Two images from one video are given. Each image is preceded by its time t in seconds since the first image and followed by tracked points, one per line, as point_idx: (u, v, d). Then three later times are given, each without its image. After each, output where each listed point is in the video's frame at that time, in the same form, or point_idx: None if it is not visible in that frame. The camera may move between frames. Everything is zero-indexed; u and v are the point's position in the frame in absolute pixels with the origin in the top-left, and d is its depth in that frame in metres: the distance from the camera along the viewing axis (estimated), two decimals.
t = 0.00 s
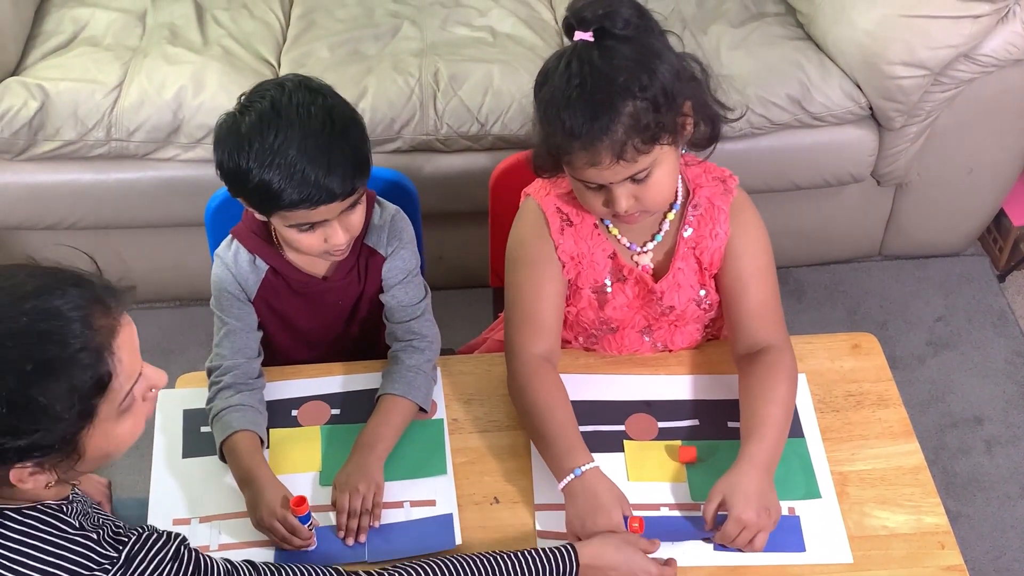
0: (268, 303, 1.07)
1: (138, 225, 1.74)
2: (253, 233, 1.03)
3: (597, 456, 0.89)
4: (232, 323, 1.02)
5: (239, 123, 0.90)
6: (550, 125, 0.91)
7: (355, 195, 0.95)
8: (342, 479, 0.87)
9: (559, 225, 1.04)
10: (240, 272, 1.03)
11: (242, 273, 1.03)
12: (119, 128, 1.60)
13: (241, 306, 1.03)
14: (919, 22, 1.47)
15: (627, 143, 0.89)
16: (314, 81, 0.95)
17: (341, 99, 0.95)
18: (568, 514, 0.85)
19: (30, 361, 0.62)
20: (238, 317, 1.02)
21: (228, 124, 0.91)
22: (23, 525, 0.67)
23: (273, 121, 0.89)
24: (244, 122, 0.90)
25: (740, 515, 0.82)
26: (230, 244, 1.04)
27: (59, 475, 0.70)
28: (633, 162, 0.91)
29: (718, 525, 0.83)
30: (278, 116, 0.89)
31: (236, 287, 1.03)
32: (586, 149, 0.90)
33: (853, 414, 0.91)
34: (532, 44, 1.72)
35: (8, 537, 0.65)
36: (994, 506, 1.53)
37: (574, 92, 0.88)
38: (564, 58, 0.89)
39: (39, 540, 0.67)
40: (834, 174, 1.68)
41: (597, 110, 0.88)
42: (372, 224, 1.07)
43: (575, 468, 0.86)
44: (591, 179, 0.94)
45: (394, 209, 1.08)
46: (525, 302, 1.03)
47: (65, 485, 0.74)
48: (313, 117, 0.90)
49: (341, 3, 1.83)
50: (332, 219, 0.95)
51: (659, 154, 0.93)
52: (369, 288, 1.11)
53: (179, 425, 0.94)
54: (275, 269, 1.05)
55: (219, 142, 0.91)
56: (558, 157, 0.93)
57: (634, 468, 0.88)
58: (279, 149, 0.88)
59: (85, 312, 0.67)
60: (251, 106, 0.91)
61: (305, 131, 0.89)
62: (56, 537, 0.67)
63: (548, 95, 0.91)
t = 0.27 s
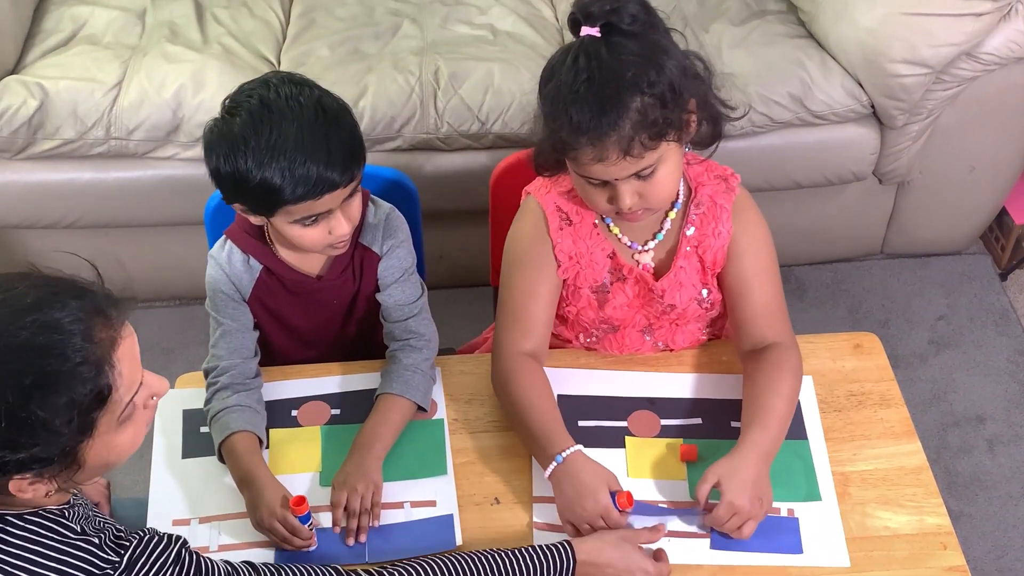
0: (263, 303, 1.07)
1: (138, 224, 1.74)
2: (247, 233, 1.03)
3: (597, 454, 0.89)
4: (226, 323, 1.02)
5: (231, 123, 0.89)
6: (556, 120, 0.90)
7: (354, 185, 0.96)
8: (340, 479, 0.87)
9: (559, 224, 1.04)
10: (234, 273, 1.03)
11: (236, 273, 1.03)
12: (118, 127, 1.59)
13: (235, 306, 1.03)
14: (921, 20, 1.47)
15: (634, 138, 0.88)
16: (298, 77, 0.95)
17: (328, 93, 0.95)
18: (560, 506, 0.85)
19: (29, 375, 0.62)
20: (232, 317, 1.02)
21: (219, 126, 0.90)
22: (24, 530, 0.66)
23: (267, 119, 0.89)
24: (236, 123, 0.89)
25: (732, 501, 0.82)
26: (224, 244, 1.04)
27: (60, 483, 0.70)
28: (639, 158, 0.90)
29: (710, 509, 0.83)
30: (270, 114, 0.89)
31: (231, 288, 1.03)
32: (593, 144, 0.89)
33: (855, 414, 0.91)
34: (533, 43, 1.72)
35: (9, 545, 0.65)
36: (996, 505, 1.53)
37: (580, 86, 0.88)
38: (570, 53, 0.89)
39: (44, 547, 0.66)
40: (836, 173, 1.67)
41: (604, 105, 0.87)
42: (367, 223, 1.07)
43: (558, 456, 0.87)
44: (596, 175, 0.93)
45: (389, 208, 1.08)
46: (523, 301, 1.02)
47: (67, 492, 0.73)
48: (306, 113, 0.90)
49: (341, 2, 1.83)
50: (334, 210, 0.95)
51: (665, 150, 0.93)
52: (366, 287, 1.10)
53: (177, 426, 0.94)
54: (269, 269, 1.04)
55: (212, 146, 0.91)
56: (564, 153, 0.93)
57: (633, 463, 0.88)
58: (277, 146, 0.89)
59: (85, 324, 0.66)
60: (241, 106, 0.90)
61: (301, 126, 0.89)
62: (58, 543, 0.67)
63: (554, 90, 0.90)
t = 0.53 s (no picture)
0: (261, 302, 1.07)
1: (138, 222, 1.73)
2: (244, 232, 1.02)
3: (597, 452, 0.89)
4: (224, 323, 1.02)
5: (232, 123, 0.89)
6: (554, 115, 0.90)
7: (357, 179, 0.96)
8: (338, 478, 0.87)
9: (556, 220, 1.04)
10: (231, 272, 1.02)
11: (233, 273, 1.02)
12: (117, 125, 1.59)
13: (233, 306, 1.03)
14: (922, 17, 1.46)
15: (632, 134, 0.88)
16: (294, 74, 0.95)
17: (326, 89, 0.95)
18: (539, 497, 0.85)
19: (36, 377, 0.62)
20: (230, 317, 1.02)
21: (219, 126, 0.90)
22: (27, 531, 0.66)
23: (270, 118, 0.89)
24: (237, 122, 0.89)
25: (709, 494, 0.83)
26: (221, 243, 1.03)
27: (61, 486, 0.69)
28: (637, 155, 0.90)
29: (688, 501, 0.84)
30: (272, 112, 0.89)
31: (228, 287, 1.03)
32: (591, 139, 0.88)
33: (856, 413, 0.90)
34: (533, 40, 1.71)
35: (10, 546, 0.65)
36: (997, 503, 1.52)
37: (580, 81, 0.88)
38: (571, 48, 0.88)
39: (47, 548, 0.66)
40: (837, 170, 1.67)
41: (602, 101, 0.87)
42: (364, 222, 1.07)
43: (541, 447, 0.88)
44: (593, 170, 0.92)
45: (386, 207, 1.08)
46: (519, 297, 1.02)
47: (69, 494, 0.72)
48: (308, 110, 0.90)
49: None
50: (339, 205, 0.95)
51: (663, 148, 0.92)
52: (364, 286, 1.10)
53: (176, 426, 0.94)
54: (266, 268, 1.04)
55: (213, 147, 0.90)
56: (561, 147, 0.92)
57: (632, 459, 0.88)
58: (281, 143, 0.88)
59: (92, 328, 0.66)
60: (240, 105, 0.90)
61: (304, 123, 0.89)
62: (60, 543, 0.67)
63: (554, 84, 0.90)
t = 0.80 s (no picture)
0: (257, 301, 1.07)
1: (134, 219, 1.73)
2: (240, 229, 1.02)
3: (594, 450, 0.89)
4: (220, 320, 1.01)
5: (235, 118, 0.88)
6: (548, 107, 0.90)
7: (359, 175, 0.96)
8: (334, 476, 0.87)
9: (550, 215, 1.04)
10: (228, 270, 1.02)
11: (229, 270, 1.02)
12: (113, 122, 1.58)
13: (230, 304, 1.02)
14: (920, 13, 1.46)
15: (623, 127, 0.88)
16: (295, 70, 0.94)
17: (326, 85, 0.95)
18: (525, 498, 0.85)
19: (40, 377, 0.61)
20: (227, 314, 1.02)
21: (221, 121, 0.89)
22: (28, 531, 0.66)
23: (273, 112, 0.88)
24: (240, 117, 0.88)
25: (686, 495, 0.82)
26: (217, 241, 1.03)
27: (62, 485, 0.69)
28: (628, 148, 0.90)
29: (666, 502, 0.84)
30: (275, 106, 0.89)
31: (224, 284, 1.02)
32: (582, 132, 0.88)
33: (853, 411, 0.90)
34: (530, 36, 1.71)
35: (10, 546, 0.64)
36: (994, 500, 1.53)
37: (573, 73, 0.87)
38: (565, 40, 0.88)
39: (48, 549, 0.66)
40: (834, 167, 1.67)
41: (594, 93, 0.87)
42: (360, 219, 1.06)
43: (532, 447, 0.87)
44: (584, 163, 0.92)
45: (383, 204, 1.08)
46: (513, 294, 1.02)
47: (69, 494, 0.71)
48: (311, 105, 0.90)
49: None
50: (340, 201, 0.95)
51: (655, 142, 0.92)
52: (360, 285, 1.10)
53: (173, 424, 0.93)
54: (262, 266, 1.04)
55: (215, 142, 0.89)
56: (554, 139, 0.92)
57: (630, 458, 0.88)
58: (286, 138, 0.88)
59: (96, 327, 0.66)
60: (242, 101, 0.89)
61: (308, 118, 0.89)
62: (60, 544, 0.66)
63: (548, 76, 0.90)
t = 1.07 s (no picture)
0: (252, 299, 1.06)
1: (129, 218, 1.72)
2: (235, 227, 1.02)
3: (590, 447, 0.89)
4: (215, 319, 1.01)
5: (232, 114, 0.88)
6: (547, 105, 0.89)
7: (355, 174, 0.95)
8: (329, 474, 0.86)
9: (548, 213, 1.03)
10: (222, 269, 1.02)
11: (224, 269, 1.02)
12: (107, 120, 1.58)
13: (225, 302, 1.02)
14: (916, 10, 1.46)
15: (623, 125, 0.87)
16: (294, 66, 0.94)
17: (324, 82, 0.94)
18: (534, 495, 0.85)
19: (38, 376, 0.61)
20: (222, 313, 1.01)
21: (218, 117, 0.89)
22: (26, 531, 0.65)
23: (270, 108, 0.88)
24: (237, 113, 0.88)
25: (708, 500, 0.82)
26: (212, 240, 1.02)
27: (60, 485, 0.69)
28: (628, 147, 0.89)
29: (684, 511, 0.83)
30: (272, 103, 0.88)
31: (219, 283, 1.02)
32: (582, 130, 0.88)
33: (849, 408, 0.90)
34: (526, 33, 1.70)
35: (9, 545, 0.64)
36: (990, 496, 1.53)
37: (572, 71, 0.87)
38: (565, 38, 0.88)
39: (46, 549, 0.65)
40: (830, 164, 1.67)
41: (594, 91, 0.86)
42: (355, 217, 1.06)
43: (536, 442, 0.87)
44: (583, 162, 0.92)
45: (378, 202, 1.07)
46: (511, 293, 1.02)
47: (68, 493, 0.71)
48: (308, 102, 0.89)
49: None
50: (335, 199, 0.94)
51: (655, 141, 0.91)
52: (355, 283, 1.09)
53: (168, 423, 0.93)
54: (257, 264, 1.03)
55: (211, 137, 0.89)
56: (552, 137, 0.92)
57: (626, 455, 0.87)
58: (282, 134, 0.87)
59: (95, 326, 0.65)
60: (239, 97, 0.89)
61: (305, 115, 0.89)
62: (59, 544, 0.66)
63: (547, 74, 0.89)
